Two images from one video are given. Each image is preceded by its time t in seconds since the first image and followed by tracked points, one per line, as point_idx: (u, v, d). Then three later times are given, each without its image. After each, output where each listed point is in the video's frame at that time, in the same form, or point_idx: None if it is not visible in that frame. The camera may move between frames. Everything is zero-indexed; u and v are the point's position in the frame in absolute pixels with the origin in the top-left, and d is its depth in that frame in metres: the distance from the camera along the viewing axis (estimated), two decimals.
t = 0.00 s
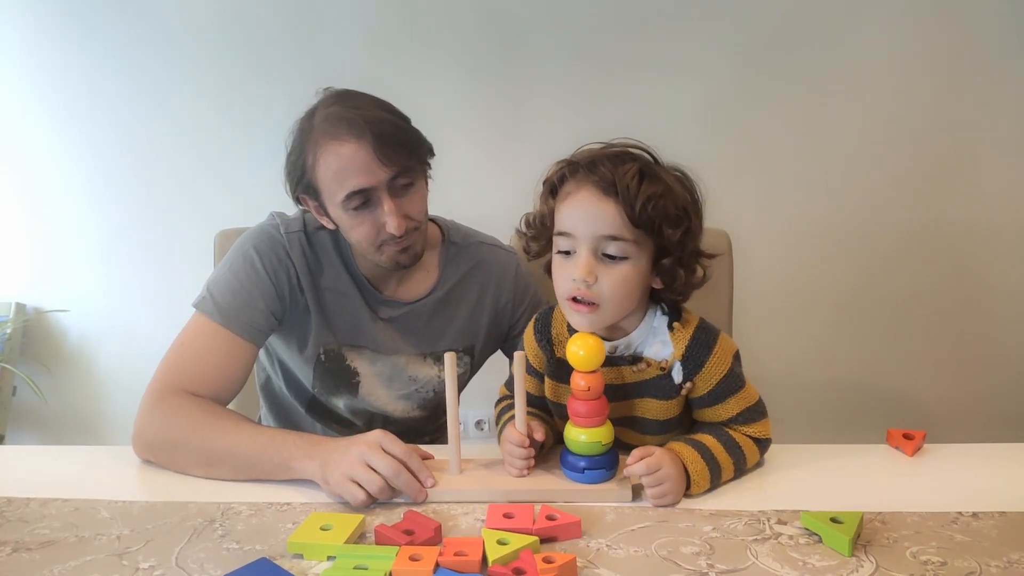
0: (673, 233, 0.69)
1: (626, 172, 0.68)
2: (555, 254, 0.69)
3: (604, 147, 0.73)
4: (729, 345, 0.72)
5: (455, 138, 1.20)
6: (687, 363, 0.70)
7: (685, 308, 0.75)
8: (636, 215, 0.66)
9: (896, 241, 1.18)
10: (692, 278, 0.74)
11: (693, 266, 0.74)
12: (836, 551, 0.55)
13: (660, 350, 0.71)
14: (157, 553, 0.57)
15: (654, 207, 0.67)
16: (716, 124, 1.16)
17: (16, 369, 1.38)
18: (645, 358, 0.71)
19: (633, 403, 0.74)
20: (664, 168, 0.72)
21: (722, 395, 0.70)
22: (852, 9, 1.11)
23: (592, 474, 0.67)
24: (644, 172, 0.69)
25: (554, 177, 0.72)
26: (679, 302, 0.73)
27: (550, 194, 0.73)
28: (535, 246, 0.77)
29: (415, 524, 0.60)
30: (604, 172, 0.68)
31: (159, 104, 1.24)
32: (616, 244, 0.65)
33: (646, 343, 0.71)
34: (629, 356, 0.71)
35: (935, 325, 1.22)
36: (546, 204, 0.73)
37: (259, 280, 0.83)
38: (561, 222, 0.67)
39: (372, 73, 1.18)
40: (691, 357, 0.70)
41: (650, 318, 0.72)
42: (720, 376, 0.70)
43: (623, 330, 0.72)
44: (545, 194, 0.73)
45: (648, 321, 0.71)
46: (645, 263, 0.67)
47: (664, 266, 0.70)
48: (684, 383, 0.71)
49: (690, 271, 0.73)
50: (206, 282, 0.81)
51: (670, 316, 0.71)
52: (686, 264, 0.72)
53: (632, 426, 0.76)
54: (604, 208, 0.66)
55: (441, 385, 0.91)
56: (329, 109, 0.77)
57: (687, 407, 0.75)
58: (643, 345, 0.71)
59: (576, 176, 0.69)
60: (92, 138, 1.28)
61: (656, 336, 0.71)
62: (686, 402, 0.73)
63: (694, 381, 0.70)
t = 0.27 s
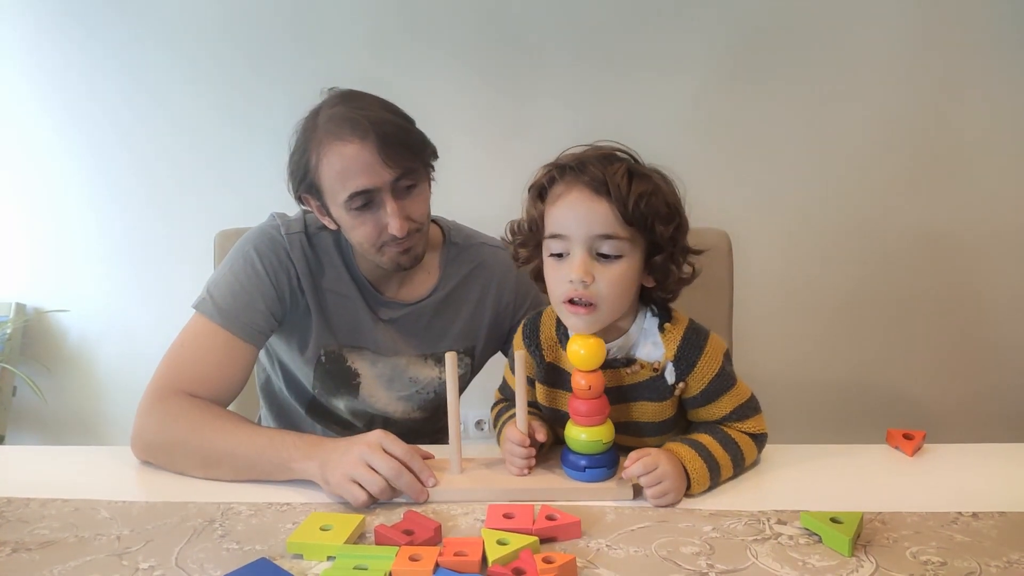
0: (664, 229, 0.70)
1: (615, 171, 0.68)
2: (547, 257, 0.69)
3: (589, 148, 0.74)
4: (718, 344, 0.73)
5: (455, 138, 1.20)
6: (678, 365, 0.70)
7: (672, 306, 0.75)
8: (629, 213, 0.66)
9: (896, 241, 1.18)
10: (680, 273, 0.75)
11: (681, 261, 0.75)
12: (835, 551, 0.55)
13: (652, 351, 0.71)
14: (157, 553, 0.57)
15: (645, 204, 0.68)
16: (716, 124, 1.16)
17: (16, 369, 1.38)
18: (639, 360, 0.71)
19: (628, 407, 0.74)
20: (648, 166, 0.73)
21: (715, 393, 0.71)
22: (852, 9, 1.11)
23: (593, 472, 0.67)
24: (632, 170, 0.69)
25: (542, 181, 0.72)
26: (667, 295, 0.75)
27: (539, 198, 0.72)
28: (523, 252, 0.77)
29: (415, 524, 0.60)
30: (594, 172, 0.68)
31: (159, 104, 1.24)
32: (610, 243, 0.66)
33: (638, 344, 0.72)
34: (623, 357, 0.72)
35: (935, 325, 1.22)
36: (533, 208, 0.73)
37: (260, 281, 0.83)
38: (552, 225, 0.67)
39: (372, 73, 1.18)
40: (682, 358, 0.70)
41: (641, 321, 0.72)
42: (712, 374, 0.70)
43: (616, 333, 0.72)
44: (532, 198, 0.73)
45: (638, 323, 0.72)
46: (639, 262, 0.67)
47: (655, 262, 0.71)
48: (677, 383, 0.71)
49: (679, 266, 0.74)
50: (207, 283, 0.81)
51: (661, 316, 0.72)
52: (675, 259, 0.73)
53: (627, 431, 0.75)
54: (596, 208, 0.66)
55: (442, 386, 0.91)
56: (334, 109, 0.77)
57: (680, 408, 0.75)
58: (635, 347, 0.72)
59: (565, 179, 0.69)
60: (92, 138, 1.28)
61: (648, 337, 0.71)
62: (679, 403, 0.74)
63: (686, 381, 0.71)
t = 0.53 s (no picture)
0: (661, 232, 0.70)
1: (612, 175, 0.68)
2: (546, 262, 0.69)
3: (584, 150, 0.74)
4: (715, 344, 0.73)
5: (455, 138, 1.20)
6: (677, 364, 0.70)
7: (667, 307, 0.76)
8: (627, 218, 0.66)
9: (896, 241, 1.18)
10: (677, 274, 0.75)
11: (678, 262, 0.75)
12: (836, 551, 0.55)
13: (649, 352, 0.71)
14: (157, 553, 0.57)
15: (643, 208, 0.68)
16: (716, 124, 1.16)
17: (16, 369, 1.38)
18: (637, 361, 0.71)
19: (628, 408, 0.74)
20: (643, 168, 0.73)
21: (713, 391, 0.71)
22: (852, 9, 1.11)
23: (593, 472, 0.67)
24: (630, 174, 0.69)
25: (537, 185, 0.72)
26: (663, 297, 0.74)
27: (534, 203, 0.72)
28: (519, 256, 0.76)
29: (415, 524, 0.60)
30: (590, 176, 0.68)
31: (159, 104, 1.24)
32: (610, 248, 0.66)
33: (636, 345, 0.72)
34: (621, 359, 0.72)
35: (935, 325, 1.22)
36: (528, 211, 0.73)
37: (259, 283, 0.83)
38: (550, 230, 0.67)
39: (372, 73, 1.18)
40: (680, 357, 0.70)
41: (636, 323, 0.72)
42: (709, 373, 0.71)
43: (613, 336, 0.72)
44: (526, 203, 0.73)
45: (636, 324, 0.72)
46: (637, 266, 0.67)
47: (652, 265, 0.71)
48: (675, 383, 0.71)
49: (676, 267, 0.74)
50: (206, 285, 0.81)
51: (659, 317, 0.72)
52: (672, 261, 0.73)
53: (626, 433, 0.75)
54: (593, 213, 0.66)
55: (442, 388, 0.90)
56: (335, 110, 0.77)
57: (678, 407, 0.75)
58: (632, 348, 0.72)
59: (561, 182, 0.69)
60: (93, 138, 1.28)
61: (645, 338, 0.72)
62: (677, 403, 0.74)
63: (685, 380, 0.71)
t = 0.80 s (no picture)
0: (658, 233, 0.71)
1: (609, 176, 0.69)
2: (544, 263, 0.69)
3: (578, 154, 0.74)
4: (711, 342, 0.73)
5: (455, 138, 1.20)
6: (675, 362, 0.71)
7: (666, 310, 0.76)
8: (624, 217, 0.67)
9: (896, 241, 1.18)
10: (674, 276, 0.75)
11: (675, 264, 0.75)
12: (836, 551, 0.55)
13: (648, 350, 0.72)
14: (158, 553, 0.57)
15: (640, 208, 0.68)
16: (716, 124, 1.16)
17: (16, 369, 1.38)
18: (635, 363, 0.72)
19: (627, 410, 0.74)
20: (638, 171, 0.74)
21: (709, 389, 0.71)
22: (852, 9, 1.11)
23: (593, 472, 0.67)
24: (625, 175, 0.70)
25: (535, 187, 0.72)
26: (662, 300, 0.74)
27: (531, 205, 0.72)
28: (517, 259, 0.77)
29: (415, 524, 0.60)
30: (588, 176, 0.69)
31: (160, 103, 1.24)
32: (607, 247, 0.66)
33: (634, 347, 0.72)
34: (620, 362, 0.72)
35: (935, 325, 1.22)
36: (525, 214, 0.73)
37: (259, 284, 0.83)
38: (549, 230, 0.67)
39: (372, 74, 1.18)
40: (677, 355, 0.71)
41: (636, 325, 0.73)
42: (705, 370, 0.71)
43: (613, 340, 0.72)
44: (524, 205, 0.73)
45: (634, 326, 0.73)
46: (635, 265, 0.68)
47: (649, 266, 0.71)
48: (674, 380, 0.71)
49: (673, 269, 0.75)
50: (205, 286, 0.81)
51: (656, 318, 0.73)
52: (669, 262, 0.73)
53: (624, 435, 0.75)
54: (592, 213, 0.66)
55: (442, 388, 0.90)
56: (336, 110, 0.77)
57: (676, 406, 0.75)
58: (631, 351, 0.72)
59: (558, 185, 0.70)
60: (93, 138, 1.28)
61: (643, 339, 0.72)
62: (676, 400, 0.74)
63: (683, 377, 0.71)
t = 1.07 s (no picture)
0: (657, 233, 0.71)
1: (608, 177, 0.69)
2: (543, 264, 0.69)
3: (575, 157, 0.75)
4: (707, 341, 0.74)
5: (455, 138, 1.20)
6: (672, 362, 0.71)
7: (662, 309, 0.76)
8: (624, 217, 0.67)
9: (896, 241, 1.18)
10: (672, 276, 0.75)
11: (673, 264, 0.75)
12: (836, 551, 0.55)
13: (645, 350, 0.72)
14: (158, 553, 0.57)
15: (638, 208, 0.69)
16: (716, 124, 1.16)
17: (16, 369, 1.37)
18: (634, 363, 0.71)
19: (626, 411, 0.74)
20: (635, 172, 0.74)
21: (707, 387, 0.71)
22: (851, 9, 1.11)
23: (593, 472, 0.67)
24: (624, 176, 0.70)
25: (534, 189, 0.72)
26: (659, 300, 0.74)
27: (530, 207, 0.72)
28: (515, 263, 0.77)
29: (415, 524, 0.60)
30: (587, 177, 0.69)
31: (160, 103, 1.24)
32: (607, 246, 0.66)
33: (632, 348, 0.72)
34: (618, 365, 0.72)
35: (935, 325, 1.22)
36: (524, 215, 0.73)
37: (258, 284, 0.83)
38: (549, 230, 0.67)
39: (372, 74, 1.18)
40: (675, 355, 0.71)
41: (634, 325, 0.73)
42: (702, 369, 0.71)
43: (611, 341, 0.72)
44: (523, 208, 0.73)
45: (632, 327, 0.73)
46: (635, 265, 0.68)
47: (648, 266, 0.71)
48: (672, 379, 0.71)
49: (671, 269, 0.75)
50: (205, 286, 0.81)
51: (654, 318, 0.73)
52: (667, 262, 0.74)
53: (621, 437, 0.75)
54: (591, 212, 0.67)
55: (442, 388, 0.90)
56: (337, 110, 0.78)
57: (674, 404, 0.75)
58: (630, 352, 0.72)
59: (556, 186, 0.70)
60: (93, 138, 1.28)
61: (640, 340, 0.72)
62: (673, 399, 0.74)
63: (680, 377, 0.71)
